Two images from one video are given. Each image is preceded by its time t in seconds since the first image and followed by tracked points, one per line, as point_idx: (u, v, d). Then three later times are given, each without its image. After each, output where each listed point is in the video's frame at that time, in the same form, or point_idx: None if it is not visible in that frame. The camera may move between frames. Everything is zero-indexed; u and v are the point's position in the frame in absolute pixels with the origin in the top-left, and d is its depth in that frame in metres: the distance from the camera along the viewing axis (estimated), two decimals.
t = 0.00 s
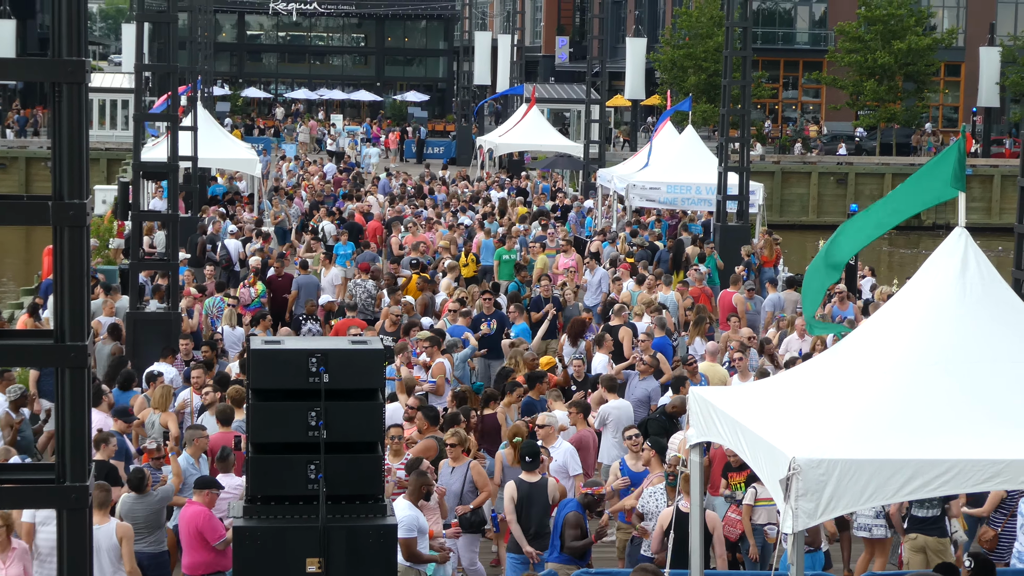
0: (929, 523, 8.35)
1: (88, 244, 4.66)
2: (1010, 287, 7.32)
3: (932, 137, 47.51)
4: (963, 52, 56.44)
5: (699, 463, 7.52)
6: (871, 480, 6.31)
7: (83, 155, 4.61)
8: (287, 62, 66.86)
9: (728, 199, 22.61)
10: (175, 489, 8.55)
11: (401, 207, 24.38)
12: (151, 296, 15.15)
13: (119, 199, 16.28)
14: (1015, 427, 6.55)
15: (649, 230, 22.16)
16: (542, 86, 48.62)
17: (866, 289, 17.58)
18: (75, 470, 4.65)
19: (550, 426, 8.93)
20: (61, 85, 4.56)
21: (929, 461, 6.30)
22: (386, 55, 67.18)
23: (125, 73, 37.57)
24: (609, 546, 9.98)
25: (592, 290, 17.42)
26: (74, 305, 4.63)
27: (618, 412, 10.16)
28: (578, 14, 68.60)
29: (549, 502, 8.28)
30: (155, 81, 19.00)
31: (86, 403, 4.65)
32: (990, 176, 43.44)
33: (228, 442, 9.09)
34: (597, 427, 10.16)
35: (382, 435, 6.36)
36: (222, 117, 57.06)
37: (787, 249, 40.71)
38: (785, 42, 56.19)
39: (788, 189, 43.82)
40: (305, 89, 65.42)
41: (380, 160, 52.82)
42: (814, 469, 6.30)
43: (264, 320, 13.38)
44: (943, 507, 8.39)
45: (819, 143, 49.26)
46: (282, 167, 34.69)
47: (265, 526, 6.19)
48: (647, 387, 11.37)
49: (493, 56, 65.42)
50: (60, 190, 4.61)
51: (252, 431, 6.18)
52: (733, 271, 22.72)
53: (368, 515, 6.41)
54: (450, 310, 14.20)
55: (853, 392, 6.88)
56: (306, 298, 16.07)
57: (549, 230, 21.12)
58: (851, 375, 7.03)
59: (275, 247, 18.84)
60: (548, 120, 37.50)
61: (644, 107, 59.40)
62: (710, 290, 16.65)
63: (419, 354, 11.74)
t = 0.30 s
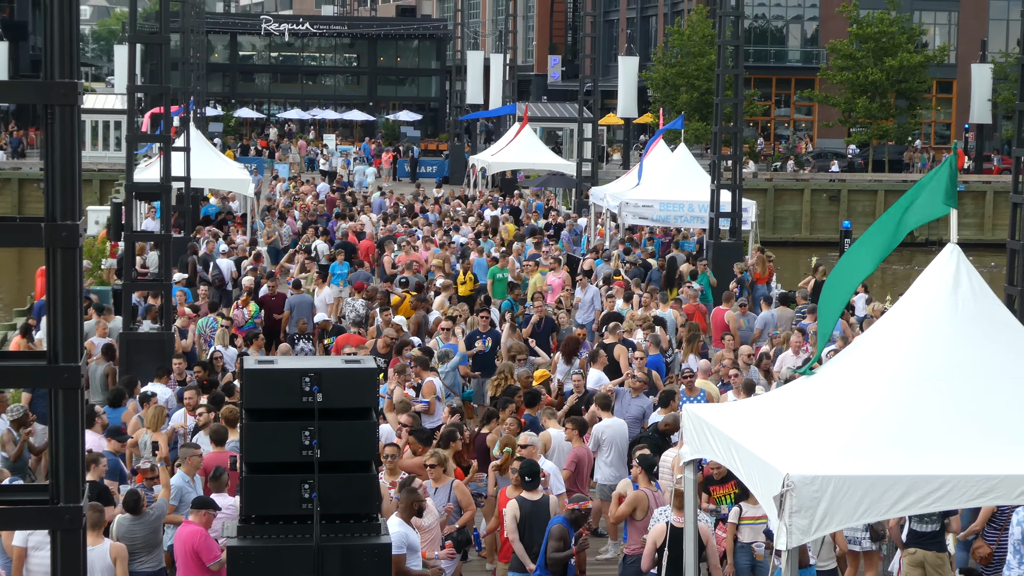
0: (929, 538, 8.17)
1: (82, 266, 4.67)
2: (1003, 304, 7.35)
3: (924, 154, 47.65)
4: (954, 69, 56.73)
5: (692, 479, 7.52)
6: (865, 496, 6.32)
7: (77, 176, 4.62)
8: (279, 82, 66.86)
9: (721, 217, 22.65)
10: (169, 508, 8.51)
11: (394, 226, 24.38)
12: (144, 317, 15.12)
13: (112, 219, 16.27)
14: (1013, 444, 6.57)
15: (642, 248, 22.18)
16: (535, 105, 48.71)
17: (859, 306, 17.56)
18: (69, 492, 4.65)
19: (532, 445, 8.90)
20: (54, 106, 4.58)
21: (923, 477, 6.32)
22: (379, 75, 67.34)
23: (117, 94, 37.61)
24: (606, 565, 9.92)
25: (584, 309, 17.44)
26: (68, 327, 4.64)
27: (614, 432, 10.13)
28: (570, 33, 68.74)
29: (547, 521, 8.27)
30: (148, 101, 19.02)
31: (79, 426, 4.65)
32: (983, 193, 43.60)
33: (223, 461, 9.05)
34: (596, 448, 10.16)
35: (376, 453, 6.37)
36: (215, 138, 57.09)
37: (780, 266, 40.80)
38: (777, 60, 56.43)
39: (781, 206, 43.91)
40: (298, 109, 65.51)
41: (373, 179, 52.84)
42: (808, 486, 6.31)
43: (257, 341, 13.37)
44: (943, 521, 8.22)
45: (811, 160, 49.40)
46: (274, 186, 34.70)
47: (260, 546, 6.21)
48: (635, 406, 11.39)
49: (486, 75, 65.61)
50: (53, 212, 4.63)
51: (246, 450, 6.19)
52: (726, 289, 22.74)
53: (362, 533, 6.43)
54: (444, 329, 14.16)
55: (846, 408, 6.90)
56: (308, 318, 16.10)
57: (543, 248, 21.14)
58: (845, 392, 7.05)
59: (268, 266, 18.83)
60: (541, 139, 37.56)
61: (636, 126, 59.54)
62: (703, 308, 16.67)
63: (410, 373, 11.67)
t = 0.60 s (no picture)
0: (927, 547, 8.16)
1: (75, 278, 4.68)
2: (996, 312, 7.37)
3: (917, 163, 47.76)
4: (948, 78, 56.94)
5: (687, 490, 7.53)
6: (859, 505, 6.33)
7: (69, 189, 4.63)
8: (273, 93, 66.99)
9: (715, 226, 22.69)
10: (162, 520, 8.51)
11: (389, 237, 24.41)
12: (138, 328, 15.11)
13: (106, 231, 16.29)
14: (1008, 453, 6.58)
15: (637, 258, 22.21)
16: (529, 115, 48.77)
17: (854, 315, 17.58)
18: (62, 502, 4.65)
19: (513, 455, 8.86)
20: (46, 118, 4.60)
21: (916, 487, 6.33)
22: (372, 85, 67.45)
23: (112, 105, 37.61)
24: None
25: (578, 319, 17.50)
26: (61, 338, 4.65)
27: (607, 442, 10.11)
28: (564, 44, 68.91)
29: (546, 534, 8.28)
30: (141, 113, 19.04)
31: (73, 437, 4.66)
32: (976, 202, 43.74)
33: (218, 473, 9.05)
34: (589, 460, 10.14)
35: (370, 464, 6.37)
36: (209, 149, 57.08)
37: (774, 275, 40.90)
38: (769, 69, 56.53)
39: (775, 216, 43.98)
40: (291, 120, 65.54)
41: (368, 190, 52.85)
42: (802, 496, 6.33)
43: (251, 351, 13.36)
44: (943, 530, 8.18)
45: (805, 170, 49.50)
46: (268, 197, 34.70)
47: (254, 556, 6.22)
48: (621, 415, 11.38)
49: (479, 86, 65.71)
50: (46, 223, 4.63)
51: (240, 462, 6.19)
52: (721, 298, 22.77)
53: (356, 544, 6.45)
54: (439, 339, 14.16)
55: (840, 417, 6.91)
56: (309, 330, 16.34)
57: (537, 258, 21.15)
58: (839, 401, 7.06)
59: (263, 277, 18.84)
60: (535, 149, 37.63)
61: (630, 135, 59.64)
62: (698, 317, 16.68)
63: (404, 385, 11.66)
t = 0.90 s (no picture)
0: (926, 554, 8.15)
1: (70, 287, 4.69)
2: (990, 318, 7.40)
3: (911, 169, 47.87)
4: (941, 84, 57.13)
5: (683, 496, 7.59)
6: (855, 512, 6.34)
7: (64, 198, 4.64)
8: (267, 101, 67.02)
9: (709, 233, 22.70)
10: (159, 530, 8.50)
11: (383, 244, 24.42)
12: (132, 337, 15.09)
13: (100, 240, 16.27)
14: (1003, 459, 6.61)
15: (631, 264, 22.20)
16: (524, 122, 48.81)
17: (849, 322, 17.59)
18: (59, 512, 4.65)
19: (499, 464, 8.77)
20: (41, 128, 4.60)
21: (912, 493, 6.34)
22: (366, 93, 67.52)
23: (105, 114, 37.60)
24: None
25: (572, 326, 17.51)
26: (57, 347, 4.65)
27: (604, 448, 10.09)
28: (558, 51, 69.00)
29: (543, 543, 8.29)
30: (135, 121, 19.04)
31: (69, 446, 4.67)
32: (970, 209, 43.85)
33: (215, 482, 9.02)
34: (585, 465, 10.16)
35: (366, 472, 6.38)
36: (203, 158, 57.11)
37: (769, 282, 40.96)
38: (763, 76, 56.68)
39: (769, 223, 44.02)
40: (285, 128, 65.62)
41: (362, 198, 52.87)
42: (798, 502, 6.34)
43: (246, 361, 13.34)
44: (941, 537, 8.19)
45: (799, 176, 49.61)
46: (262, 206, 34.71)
47: (249, 566, 6.23)
48: (615, 419, 11.40)
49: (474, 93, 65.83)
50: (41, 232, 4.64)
51: (236, 471, 6.20)
52: (715, 305, 22.78)
53: (351, 553, 6.46)
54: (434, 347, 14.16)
55: (835, 424, 6.92)
56: (305, 336, 16.43)
57: (531, 265, 21.16)
58: (834, 408, 7.07)
59: (257, 285, 18.82)
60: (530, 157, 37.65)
61: (624, 143, 59.75)
62: (692, 324, 16.67)
63: (397, 393, 11.66)
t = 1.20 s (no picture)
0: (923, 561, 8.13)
1: (69, 291, 4.68)
2: (989, 325, 7.39)
3: (908, 176, 47.92)
4: (939, 91, 57.25)
5: (680, 501, 7.63)
6: (852, 519, 6.34)
7: (62, 203, 4.64)
8: (264, 106, 67.03)
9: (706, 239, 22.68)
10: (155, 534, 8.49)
11: (381, 250, 24.42)
12: (129, 342, 15.06)
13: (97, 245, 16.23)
14: (1002, 467, 6.61)
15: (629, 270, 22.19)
16: (522, 128, 48.81)
17: (846, 329, 17.54)
18: (57, 517, 4.65)
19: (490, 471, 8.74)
20: (40, 132, 4.59)
21: (909, 500, 6.34)
22: (364, 98, 67.58)
23: (102, 119, 37.59)
24: None
25: (569, 332, 17.50)
26: (55, 351, 4.64)
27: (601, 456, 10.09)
28: (556, 57, 69.17)
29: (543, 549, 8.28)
30: (133, 126, 19.01)
31: (67, 451, 4.67)
32: (967, 216, 43.91)
33: (212, 485, 8.99)
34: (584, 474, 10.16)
35: (363, 478, 6.38)
36: (200, 162, 57.13)
37: (766, 288, 40.99)
38: (761, 82, 56.78)
39: (766, 229, 44.04)
40: (283, 133, 65.66)
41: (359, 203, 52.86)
42: (795, 510, 6.34)
43: (243, 365, 13.28)
44: (937, 544, 8.17)
45: (796, 183, 49.65)
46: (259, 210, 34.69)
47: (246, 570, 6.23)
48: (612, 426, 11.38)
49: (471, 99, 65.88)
50: (40, 237, 4.64)
51: (233, 475, 6.22)
52: (713, 312, 22.76)
53: (349, 558, 6.43)
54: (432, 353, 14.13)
55: (833, 431, 6.93)
56: (301, 339, 16.39)
57: (528, 270, 21.15)
58: (833, 414, 7.07)
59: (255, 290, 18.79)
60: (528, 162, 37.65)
61: (622, 149, 59.80)
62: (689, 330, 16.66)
63: (394, 397, 11.64)
